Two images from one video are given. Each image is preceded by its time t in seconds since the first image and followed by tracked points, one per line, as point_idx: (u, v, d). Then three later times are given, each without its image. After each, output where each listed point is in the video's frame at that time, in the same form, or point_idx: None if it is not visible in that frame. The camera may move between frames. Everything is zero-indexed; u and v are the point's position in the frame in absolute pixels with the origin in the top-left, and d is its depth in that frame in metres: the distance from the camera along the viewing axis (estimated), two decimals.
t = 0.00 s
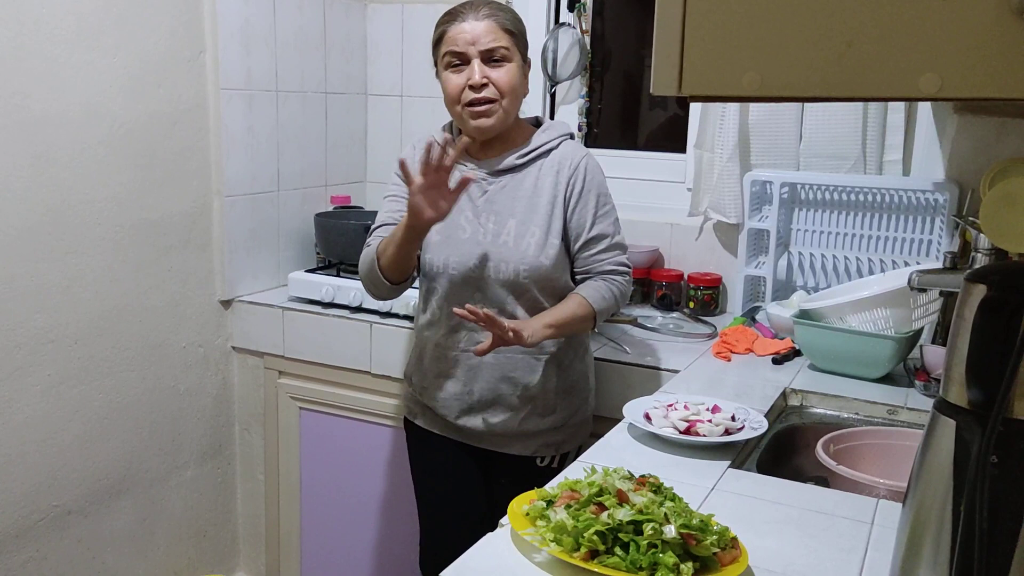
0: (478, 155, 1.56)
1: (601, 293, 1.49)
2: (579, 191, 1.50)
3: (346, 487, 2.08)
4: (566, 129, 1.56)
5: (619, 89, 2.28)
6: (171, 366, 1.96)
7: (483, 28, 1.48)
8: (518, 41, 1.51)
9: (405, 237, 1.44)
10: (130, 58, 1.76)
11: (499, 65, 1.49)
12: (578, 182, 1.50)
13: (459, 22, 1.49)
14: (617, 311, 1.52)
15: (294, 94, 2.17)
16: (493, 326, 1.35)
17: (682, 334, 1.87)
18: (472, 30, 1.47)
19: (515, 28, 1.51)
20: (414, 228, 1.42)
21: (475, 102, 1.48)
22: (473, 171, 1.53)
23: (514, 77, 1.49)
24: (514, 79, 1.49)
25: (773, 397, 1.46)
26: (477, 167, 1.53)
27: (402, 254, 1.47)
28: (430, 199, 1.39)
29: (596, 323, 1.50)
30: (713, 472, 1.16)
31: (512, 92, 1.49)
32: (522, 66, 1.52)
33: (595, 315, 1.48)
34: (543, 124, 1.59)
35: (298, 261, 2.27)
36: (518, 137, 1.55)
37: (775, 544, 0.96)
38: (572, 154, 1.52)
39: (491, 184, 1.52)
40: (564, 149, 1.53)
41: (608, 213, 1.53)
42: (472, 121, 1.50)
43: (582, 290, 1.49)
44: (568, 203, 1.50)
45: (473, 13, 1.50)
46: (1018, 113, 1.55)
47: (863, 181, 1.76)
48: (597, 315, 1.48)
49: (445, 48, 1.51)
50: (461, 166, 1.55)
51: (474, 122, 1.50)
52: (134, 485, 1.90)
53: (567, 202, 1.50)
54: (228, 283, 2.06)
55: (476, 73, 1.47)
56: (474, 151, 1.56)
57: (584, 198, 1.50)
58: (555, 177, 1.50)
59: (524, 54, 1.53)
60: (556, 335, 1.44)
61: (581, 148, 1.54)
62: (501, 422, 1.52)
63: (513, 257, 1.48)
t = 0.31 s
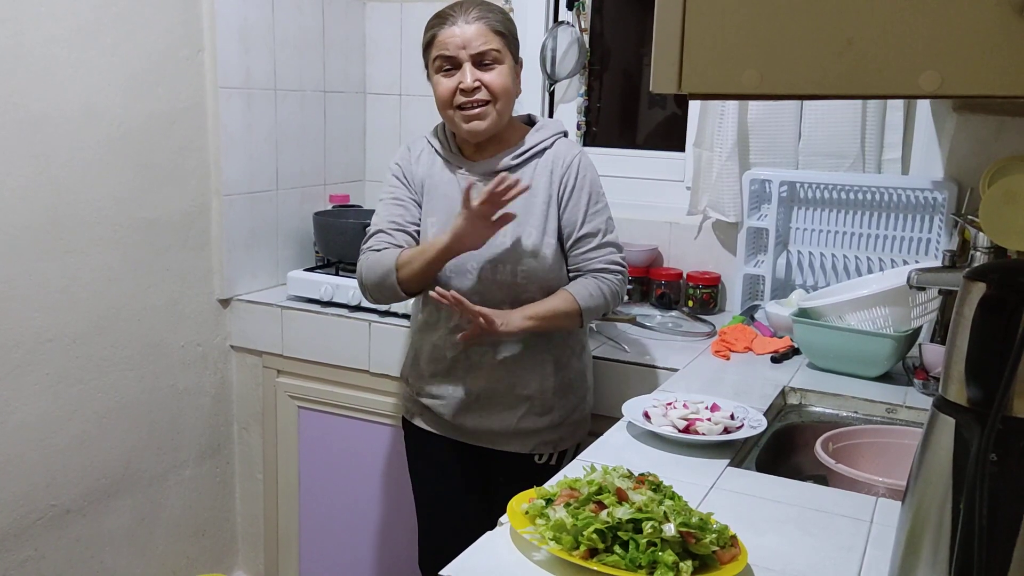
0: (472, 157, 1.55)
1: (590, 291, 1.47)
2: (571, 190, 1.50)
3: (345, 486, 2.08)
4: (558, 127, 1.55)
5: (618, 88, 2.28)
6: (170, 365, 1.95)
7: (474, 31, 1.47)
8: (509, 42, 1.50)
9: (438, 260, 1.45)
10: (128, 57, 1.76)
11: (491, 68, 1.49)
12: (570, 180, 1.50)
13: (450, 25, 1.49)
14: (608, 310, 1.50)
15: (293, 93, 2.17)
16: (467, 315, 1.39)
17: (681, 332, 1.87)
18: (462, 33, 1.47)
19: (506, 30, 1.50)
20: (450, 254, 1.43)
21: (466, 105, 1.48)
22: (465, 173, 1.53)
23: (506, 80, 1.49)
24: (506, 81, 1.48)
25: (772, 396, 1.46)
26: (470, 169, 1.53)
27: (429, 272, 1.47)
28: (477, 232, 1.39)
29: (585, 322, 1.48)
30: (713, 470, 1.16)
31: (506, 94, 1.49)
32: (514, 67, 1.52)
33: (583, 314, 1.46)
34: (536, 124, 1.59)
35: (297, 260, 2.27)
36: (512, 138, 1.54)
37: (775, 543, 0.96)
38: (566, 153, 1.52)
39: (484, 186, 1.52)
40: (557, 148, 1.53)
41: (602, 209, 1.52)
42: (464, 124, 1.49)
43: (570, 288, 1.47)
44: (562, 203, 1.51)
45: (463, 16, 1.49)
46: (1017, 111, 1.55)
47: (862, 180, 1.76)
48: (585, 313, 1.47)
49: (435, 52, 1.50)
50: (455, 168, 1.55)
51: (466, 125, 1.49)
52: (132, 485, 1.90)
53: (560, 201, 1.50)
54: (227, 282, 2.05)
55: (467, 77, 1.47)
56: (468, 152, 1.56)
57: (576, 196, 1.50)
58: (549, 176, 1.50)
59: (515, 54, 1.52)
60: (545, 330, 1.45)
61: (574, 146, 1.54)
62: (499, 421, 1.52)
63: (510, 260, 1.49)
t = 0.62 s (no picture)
0: (469, 155, 1.55)
1: (600, 293, 1.50)
2: (574, 191, 1.51)
3: (343, 486, 2.08)
4: (559, 128, 1.55)
5: (616, 88, 2.28)
6: (168, 364, 1.95)
7: (467, 27, 1.47)
8: (504, 40, 1.50)
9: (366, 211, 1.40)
10: (127, 56, 1.76)
11: (483, 65, 1.48)
12: (572, 181, 1.51)
13: (445, 22, 1.49)
14: (616, 309, 1.53)
15: (291, 92, 2.17)
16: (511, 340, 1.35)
17: (679, 332, 1.87)
18: (455, 30, 1.47)
19: (501, 27, 1.50)
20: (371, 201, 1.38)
21: (457, 101, 1.47)
22: (464, 173, 1.53)
23: (498, 77, 1.48)
24: (497, 79, 1.48)
25: (770, 395, 1.46)
26: (469, 168, 1.53)
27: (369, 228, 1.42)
28: (371, 154, 1.35)
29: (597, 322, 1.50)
30: (711, 469, 1.16)
31: (495, 93, 1.48)
32: (509, 66, 1.51)
33: (594, 315, 1.48)
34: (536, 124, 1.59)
35: (295, 260, 2.27)
36: (507, 137, 1.54)
37: (773, 541, 0.96)
38: (566, 153, 1.52)
39: (484, 185, 1.51)
40: (558, 148, 1.53)
41: (604, 210, 1.53)
42: (455, 121, 1.49)
43: (582, 291, 1.49)
44: (564, 203, 1.51)
45: (458, 12, 1.49)
46: (1015, 111, 1.55)
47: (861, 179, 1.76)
48: (597, 314, 1.49)
49: (432, 48, 1.51)
50: (455, 167, 1.54)
51: (457, 122, 1.49)
52: (130, 484, 1.90)
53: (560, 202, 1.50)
54: (225, 281, 2.05)
55: (458, 72, 1.46)
56: (465, 151, 1.55)
57: (580, 198, 1.51)
58: (549, 176, 1.50)
59: (511, 53, 1.51)
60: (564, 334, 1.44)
61: (575, 146, 1.54)
62: (496, 419, 1.52)
63: (508, 257, 1.48)
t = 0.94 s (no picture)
0: (470, 155, 1.55)
1: (597, 293, 1.50)
2: (573, 191, 1.50)
3: (341, 485, 2.08)
4: (558, 128, 1.55)
5: (613, 87, 2.28)
6: (166, 364, 1.95)
7: (479, 26, 1.47)
8: (513, 41, 1.51)
9: (365, 245, 1.42)
10: (124, 56, 1.76)
11: (494, 65, 1.49)
12: (570, 181, 1.50)
13: (456, 19, 1.49)
14: (610, 310, 1.53)
15: (289, 92, 2.17)
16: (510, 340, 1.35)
17: (677, 331, 1.87)
18: (468, 28, 1.47)
19: (510, 28, 1.51)
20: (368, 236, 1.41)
21: (468, 99, 1.47)
22: (463, 171, 1.53)
23: (508, 77, 1.49)
24: (507, 78, 1.49)
25: (768, 394, 1.46)
26: (470, 167, 1.53)
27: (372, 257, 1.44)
28: (360, 201, 1.36)
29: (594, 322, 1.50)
30: (708, 468, 1.16)
31: (505, 92, 1.49)
32: (517, 67, 1.52)
33: (591, 314, 1.48)
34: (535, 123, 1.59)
35: (293, 259, 2.27)
36: (510, 137, 1.54)
37: (770, 541, 0.96)
38: (564, 153, 1.52)
39: (483, 184, 1.51)
40: (556, 148, 1.53)
41: (602, 211, 1.54)
42: (465, 119, 1.49)
43: (580, 291, 1.50)
44: (562, 203, 1.50)
45: (469, 11, 1.49)
46: (1012, 109, 1.55)
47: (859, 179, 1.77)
48: (594, 314, 1.49)
49: (440, 44, 1.50)
50: (453, 166, 1.54)
51: (466, 120, 1.49)
52: (128, 484, 1.90)
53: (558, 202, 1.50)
54: (223, 281, 2.05)
55: (471, 70, 1.46)
56: (467, 149, 1.55)
57: (578, 198, 1.51)
58: (547, 176, 1.50)
59: (518, 54, 1.53)
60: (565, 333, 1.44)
61: (573, 146, 1.54)
62: (493, 418, 1.52)
63: (506, 256, 1.48)
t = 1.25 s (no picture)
0: (468, 155, 1.55)
1: (594, 294, 1.50)
2: (573, 191, 1.50)
3: (338, 484, 2.07)
4: (558, 127, 1.55)
5: (611, 86, 2.28)
6: (163, 363, 1.95)
7: (466, 31, 1.46)
8: (503, 43, 1.49)
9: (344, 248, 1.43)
10: (122, 55, 1.75)
11: (482, 70, 1.48)
12: (569, 182, 1.50)
13: (445, 24, 1.48)
14: (609, 310, 1.53)
15: (286, 91, 2.17)
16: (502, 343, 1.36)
17: (674, 330, 1.87)
18: (455, 33, 1.46)
19: (501, 30, 1.49)
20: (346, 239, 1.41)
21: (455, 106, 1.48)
22: (461, 171, 1.53)
23: (496, 82, 1.48)
24: (495, 83, 1.48)
25: (765, 393, 1.46)
26: (467, 167, 1.53)
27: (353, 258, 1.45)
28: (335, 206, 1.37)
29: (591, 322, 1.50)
30: (706, 467, 1.16)
31: (494, 97, 1.48)
32: (509, 69, 1.51)
33: (588, 315, 1.48)
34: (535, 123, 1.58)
35: (291, 258, 2.27)
36: (507, 137, 1.54)
37: (767, 539, 0.96)
38: (564, 153, 1.51)
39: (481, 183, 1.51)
40: (555, 147, 1.52)
41: (602, 211, 1.53)
42: (453, 125, 1.50)
43: (578, 292, 1.50)
44: (561, 203, 1.50)
45: (459, 14, 1.48)
46: (1009, 108, 1.55)
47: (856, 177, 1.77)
48: (591, 315, 1.49)
49: (431, 49, 1.51)
50: (451, 166, 1.54)
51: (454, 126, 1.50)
52: (125, 483, 1.89)
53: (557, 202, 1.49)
54: (220, 280, 2.05)
55: (456, 78, 1.47)
56: (464, 150, 1.55)
57: (577, 198, 1.50)
58: (546, 176, 1.50)
59: (511, 55, 1.51)
60: (564, 334, 1.45)
61: (572, 146, 1.54)
62: (489, 416, 1.52)
63: (504, 256, 1.48)
